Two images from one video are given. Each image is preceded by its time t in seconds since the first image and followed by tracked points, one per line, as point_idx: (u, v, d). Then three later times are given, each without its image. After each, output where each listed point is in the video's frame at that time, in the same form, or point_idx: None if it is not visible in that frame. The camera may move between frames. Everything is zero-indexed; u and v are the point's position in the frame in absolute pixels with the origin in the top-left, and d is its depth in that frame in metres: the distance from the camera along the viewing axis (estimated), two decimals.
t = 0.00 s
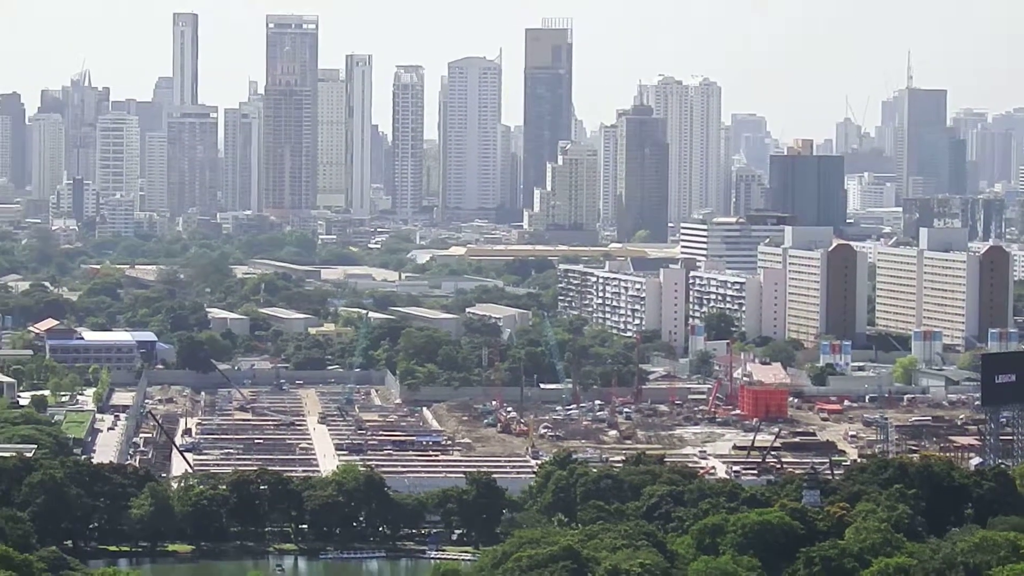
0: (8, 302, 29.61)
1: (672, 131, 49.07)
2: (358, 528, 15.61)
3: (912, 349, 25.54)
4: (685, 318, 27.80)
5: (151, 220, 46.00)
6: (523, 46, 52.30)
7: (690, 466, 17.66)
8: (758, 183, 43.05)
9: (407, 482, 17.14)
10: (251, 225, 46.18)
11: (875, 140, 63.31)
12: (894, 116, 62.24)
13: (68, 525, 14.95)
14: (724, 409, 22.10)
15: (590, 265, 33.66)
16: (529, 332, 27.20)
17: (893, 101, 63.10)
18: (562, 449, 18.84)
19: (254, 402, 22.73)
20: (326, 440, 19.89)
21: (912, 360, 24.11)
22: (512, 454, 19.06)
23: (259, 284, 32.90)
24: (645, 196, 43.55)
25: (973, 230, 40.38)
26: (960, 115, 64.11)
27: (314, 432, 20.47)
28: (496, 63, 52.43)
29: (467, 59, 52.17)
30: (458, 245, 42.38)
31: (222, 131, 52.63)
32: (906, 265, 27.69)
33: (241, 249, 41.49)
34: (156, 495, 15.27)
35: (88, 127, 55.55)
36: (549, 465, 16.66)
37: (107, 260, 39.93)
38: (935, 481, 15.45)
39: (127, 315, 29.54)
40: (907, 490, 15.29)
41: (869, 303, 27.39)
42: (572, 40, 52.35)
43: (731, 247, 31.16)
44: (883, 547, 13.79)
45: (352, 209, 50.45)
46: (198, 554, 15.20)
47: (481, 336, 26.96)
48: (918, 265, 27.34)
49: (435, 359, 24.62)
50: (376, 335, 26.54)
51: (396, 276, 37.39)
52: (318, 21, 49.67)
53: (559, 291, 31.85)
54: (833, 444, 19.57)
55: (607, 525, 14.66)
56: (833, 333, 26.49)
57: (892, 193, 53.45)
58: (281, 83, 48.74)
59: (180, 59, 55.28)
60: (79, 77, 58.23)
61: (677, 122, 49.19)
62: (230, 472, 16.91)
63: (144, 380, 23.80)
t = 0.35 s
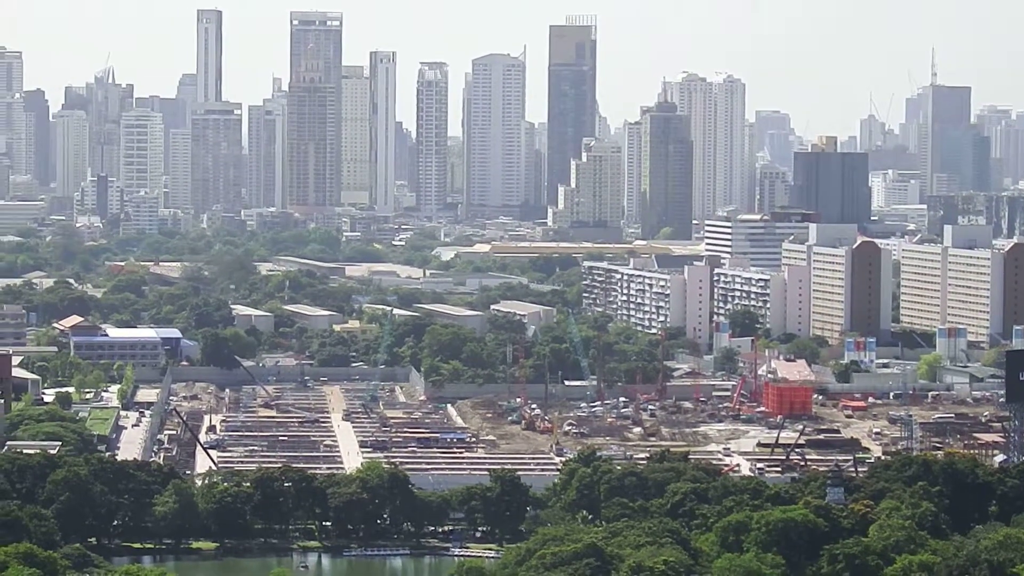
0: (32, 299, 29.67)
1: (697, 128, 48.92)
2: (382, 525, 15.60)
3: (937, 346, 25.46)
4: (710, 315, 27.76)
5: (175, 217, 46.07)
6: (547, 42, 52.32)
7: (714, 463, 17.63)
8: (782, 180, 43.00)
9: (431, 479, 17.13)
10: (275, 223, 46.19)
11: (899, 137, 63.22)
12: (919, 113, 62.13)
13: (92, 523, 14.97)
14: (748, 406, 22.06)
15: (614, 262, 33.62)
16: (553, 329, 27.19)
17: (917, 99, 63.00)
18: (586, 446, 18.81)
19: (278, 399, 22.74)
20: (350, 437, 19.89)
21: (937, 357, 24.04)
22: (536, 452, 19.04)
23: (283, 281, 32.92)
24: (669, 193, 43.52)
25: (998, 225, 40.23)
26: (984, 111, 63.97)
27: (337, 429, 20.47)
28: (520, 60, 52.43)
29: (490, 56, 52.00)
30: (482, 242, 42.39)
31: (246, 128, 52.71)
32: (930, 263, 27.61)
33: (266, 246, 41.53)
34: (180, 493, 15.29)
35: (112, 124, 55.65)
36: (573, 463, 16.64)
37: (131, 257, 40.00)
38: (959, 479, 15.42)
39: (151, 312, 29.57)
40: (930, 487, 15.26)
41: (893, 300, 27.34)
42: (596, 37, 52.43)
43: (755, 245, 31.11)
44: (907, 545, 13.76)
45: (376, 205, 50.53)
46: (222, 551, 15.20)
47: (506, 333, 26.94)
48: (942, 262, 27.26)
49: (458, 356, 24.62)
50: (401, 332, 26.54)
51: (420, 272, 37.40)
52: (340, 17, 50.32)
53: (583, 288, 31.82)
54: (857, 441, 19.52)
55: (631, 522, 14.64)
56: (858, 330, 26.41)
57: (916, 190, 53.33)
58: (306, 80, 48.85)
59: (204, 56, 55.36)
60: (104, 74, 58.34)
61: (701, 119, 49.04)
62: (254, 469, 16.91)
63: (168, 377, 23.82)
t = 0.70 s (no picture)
0: (48, 297, 29.72)
1: (713, 125, 48.93)
2: (397, 524, 15.60)
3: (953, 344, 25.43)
4: (725, 312, 27.75)
5: (191, 215, 46.09)
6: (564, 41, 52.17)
7: (730, 461, 17.62)
8: (798, 178, 42.96)
9: (447, 477, 17.13)
10: (291, 221, 46.24)
11: (916, 135, 63.14)
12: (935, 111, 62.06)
13: (108, 521, 14.96)
14: (764, 403, 22.04)
15: (630, 260, 33.61)
16: (569, 327, 27.18)
17: (934, 97, 62.92)
18: (602, 444, 18.81)
19: (294, 398, 22.74)
20: (366, 435, 19.89)
21: (953, 355, 24.01)
22: (552, 450, 19.04)
23: (300, 278, 32.94)
24: (686, 191, 43.46)
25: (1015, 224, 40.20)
26: (1001, 110, 63.87)
27: (353, 426, 20.48)
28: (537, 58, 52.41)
29: (507, 53, 52.19)
30: (498, 240, 42.37)
31: (263, 126, 52.68)
32: (946, 260, 27.59)
33: (282, 244, 41.56)
34: (196, 491, 15.29)
35: (128, 122, 55.71)
36: (589, 461, 16.62)
37: (147, 256, 40.05)
38: (975, 477, 15.39)
39: (167, 310, 29.60)
40: (947, 485, 15.24)
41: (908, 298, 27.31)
42: (612, 36, 52.30)
43: (771, 243, 31.09)
44: (925, 542, 13.73)
45: (393, 203, 50.51)
46: (238, 549, 15.20)
47: (521, 331, 26.94)
48: (958, 260, 27.24)
49: (474, 354, 24.61)
50: (416, 330, 26.55)
51: (436, 270, 37.41)
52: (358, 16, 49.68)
53: (599, 285, 31.80)
54: (873, 439, 19.51)
55: (647, 521, 14.62)
56: (874, 328, 26.40)
57: (932, 189, 53.38)
58: (322, 78, 48.82)
59: (220, 54, 55.38)
60: (120, 72, 58.37)
61: (718, 116, 49.02)
62: (270, 467, 16.93)
63: (184, 374, 23.85)
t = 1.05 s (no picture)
0: (62, 296, 29.75)
1: (727, 125, 48.91)
2: (411, 523, 15.61)
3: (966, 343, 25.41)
4: (740, 311, 27.74)
5: (205, 214, 46.09)
6: (577, 39, 52.09)
7: (744, 460, 17.61)
8: (812, 177, 42.91)
9: (460, 476, 17.13)
10: (305, 219, 46.27)
11: (929, 135, 63.04)
12: (949, 109, 61.98)
13: (122, 520, 14.97)
14: (778, 402, 22.04)
15: (644, 259, 33.58)
16: (583, 326, 27.16)
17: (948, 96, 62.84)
18: (616, 443, 18.80)
19: (308, 396, 22.75)
20: (379, 434, 19.89)
21: (967, 354, 23.98)
22: (566, 449, 19.04)
23: (314, 278, 32.94)
24: (699, 189, 43.41)
25: None
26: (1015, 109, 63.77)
27: (367, 426, 20.48)
28: (551, 56, 52.19)
29: (521, 52, 51.72)
30: (512, 239, 42.33)
31: (277, 125, 52.67)
32: (961, 259, 27.56)
33: (296, 243, 41.58)
34: (210, 490, 15.31)
35: (142, 121, 55.70)
36: (603, 460, 16.62)
37: (160, 255, 40.08)
38: (988, 476, 15.39)
39: (181, 309, 29.61)
40: (960, 485, 15.23)
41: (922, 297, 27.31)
42: (626, 34, 52.22)
43: (785, 242, 31.07)
44: (938, 542, 13.73)
45: (406, 203, 50.51)
46: (251, 549, 15.20)
47: (535, 330, 26.93)
48: (973, 259, 27.21)
49: (488, 354, 24.61)
50: (430, 329, 26.55)
51: (450, 269, 37.41)
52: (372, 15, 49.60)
53: (613, 284, 31.78)
54: (886, 438, 19.50)
55: (660, 520, 14.61)
56: (888, 327, 26.39)
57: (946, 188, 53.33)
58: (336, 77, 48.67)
59: (234, 53, 55.35)
60: (134, 71, 58.38)
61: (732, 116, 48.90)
62: (283, 466, 16.94)
63: (198, 373, 23.87)
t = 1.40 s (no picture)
0: (76, 295, 29.77)
1: (739, 124, 48.82)
2: (423, 522, 15.61)
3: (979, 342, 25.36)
4: (752, 310, 27.71)
5: (218, 213, 46.08)
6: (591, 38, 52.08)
7: (757, 459, 17.61)
8: (825, 177, 42.86)
9: (473, 475, 17.13)
10: (318, 219, 46.28)
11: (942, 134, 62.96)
12: (961, 108, 61.89)
13: (135, 518, 14.98)
14: (791, 401, 22.01)
15: (657, 259, 33.55)
16: (596, 325, 27.15)
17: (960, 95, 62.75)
18: (628, 442, 18.79)
19: (320, 395, 22.74)
20: (392, 433, 19.88)
21: (980, 353, 23.94)
22: (579, 448, 19.02)
23: (326, 277, 32.93)
24: (712, 188, 43.39)
25: None
26: None
27: (380, 424, 20.49)
28: (563, 56, 52.17)
29: (534, 51, 51.91)
30: (525, 238, 42.31)
31: (290, 125, 52.66)
32: (973, 259, 27.54)
33: (308, 242, 41.60)
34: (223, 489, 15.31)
35: (155, 120, 55.71)
36: (615, 458, 16.61)
37: (174, 254, 40.11)
38: (1001, 474, 15.37)
39: (194, 308, 29.61)
40: (973, 484, 15.21)
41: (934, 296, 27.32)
42: (639, 33, 52.18)
43: (797, 241, 31.05)
44: (951, 541, 13.71)
45: (419, 202, 50.49)
46: (264, 547, 15.22)
47: (548, 329, 26.91)
48: (986, 258, 27.19)
49: (501, 353, 24.59)
50: (443, 328, 26.54)
51: (463, 269, 37.38)
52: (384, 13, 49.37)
53: (626, 283, 31.75)
54: (900, 438, 19.46)
55: (673, 519, 14.61)
56: (900, 325, 26.36)
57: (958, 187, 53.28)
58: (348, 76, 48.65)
59: (246, 50, 55.35)
60: (147, 70, 58.41)
61: (744, 116, 48.81)
62: (296, 465, 16.95)
63: (210, 372, 23.87)
